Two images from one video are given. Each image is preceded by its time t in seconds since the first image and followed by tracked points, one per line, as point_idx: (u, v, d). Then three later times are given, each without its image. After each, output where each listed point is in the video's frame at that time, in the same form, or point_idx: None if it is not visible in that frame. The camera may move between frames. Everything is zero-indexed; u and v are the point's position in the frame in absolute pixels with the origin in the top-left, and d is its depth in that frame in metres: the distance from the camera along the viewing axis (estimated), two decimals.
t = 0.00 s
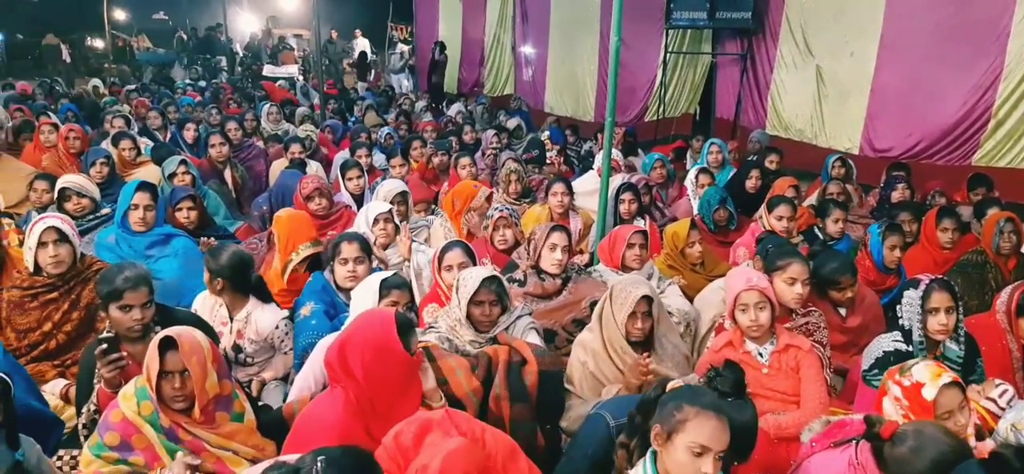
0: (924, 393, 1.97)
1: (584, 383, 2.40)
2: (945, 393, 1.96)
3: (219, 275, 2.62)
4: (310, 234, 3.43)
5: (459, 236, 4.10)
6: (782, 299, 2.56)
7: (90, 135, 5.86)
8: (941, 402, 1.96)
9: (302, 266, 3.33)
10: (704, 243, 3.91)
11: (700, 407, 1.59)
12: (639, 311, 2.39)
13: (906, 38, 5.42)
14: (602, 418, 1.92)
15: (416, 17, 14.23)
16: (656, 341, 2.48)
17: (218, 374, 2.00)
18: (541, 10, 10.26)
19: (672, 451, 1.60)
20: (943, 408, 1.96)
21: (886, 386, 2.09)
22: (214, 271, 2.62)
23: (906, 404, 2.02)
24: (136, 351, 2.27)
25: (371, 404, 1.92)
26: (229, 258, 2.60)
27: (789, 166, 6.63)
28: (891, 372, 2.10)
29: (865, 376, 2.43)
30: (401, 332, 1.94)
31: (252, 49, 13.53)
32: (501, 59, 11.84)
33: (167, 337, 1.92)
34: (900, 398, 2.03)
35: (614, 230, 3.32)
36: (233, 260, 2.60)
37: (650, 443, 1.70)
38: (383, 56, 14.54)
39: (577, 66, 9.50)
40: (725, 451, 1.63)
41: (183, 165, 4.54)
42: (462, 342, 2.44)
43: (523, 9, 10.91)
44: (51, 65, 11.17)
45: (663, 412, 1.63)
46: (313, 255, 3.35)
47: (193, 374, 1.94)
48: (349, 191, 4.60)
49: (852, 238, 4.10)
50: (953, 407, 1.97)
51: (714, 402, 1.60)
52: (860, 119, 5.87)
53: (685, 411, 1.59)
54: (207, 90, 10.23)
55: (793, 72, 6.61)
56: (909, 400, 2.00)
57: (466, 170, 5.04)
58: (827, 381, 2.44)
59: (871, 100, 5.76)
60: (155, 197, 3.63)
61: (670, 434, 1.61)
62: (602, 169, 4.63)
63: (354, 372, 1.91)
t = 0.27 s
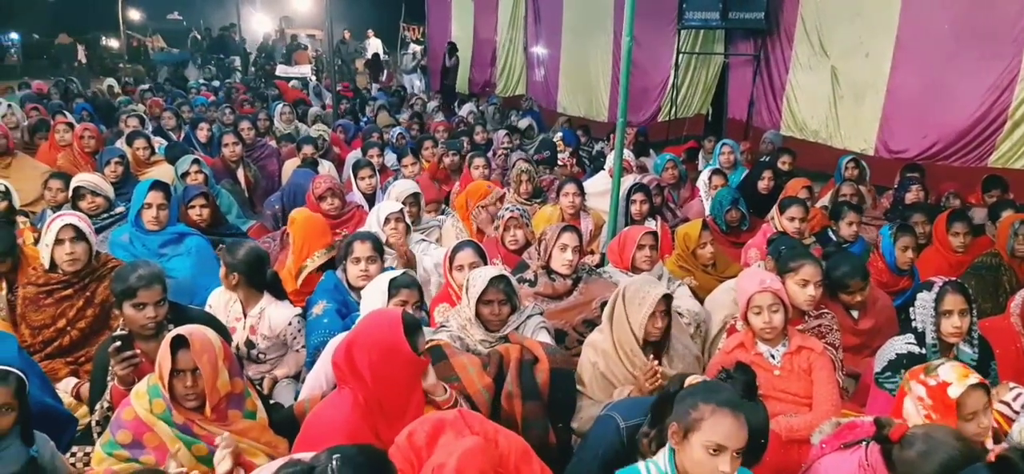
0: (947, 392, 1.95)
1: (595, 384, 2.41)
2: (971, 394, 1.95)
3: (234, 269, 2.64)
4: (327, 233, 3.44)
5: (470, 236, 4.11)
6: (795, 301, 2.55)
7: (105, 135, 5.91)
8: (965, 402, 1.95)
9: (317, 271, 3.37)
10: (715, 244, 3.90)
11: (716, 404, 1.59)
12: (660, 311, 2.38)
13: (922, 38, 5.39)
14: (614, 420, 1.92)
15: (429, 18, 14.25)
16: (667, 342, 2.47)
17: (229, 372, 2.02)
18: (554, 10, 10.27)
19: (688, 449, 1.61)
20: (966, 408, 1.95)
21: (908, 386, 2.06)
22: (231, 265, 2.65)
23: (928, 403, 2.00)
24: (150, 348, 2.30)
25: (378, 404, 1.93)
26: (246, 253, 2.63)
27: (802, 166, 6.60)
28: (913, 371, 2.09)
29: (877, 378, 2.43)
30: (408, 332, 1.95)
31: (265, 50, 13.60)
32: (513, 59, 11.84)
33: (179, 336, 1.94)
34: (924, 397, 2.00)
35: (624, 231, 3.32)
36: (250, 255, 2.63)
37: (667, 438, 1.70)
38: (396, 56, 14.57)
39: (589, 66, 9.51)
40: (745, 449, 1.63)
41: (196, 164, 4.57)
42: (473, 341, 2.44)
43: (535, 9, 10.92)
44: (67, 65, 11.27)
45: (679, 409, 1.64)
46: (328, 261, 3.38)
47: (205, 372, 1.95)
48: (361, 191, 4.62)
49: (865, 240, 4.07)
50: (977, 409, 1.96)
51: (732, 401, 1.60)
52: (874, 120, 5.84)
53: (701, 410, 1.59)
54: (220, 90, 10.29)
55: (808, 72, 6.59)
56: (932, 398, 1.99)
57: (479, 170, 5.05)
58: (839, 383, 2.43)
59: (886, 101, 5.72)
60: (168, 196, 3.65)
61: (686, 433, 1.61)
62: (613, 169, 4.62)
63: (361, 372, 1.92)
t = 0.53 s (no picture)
0: (956, 386, 1.95)
1: (599, 384, 2.41)
2: (979, 390, 1.93)
3: (240, 268, 2.65)
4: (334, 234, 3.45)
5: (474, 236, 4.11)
6: (801, 302, 2.55)
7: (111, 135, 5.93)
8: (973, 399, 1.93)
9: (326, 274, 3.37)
10: (721, 245, 3.90)
11: (711, 407, 1.59)
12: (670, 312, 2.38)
13: (930, 38, 5.37)
14: (618, 419, 1.91)
15: (434, 18, 14.27)
16: (672, 343, 2.48)
17: (235, 372, 2.03)
18: (560, 11, 10.27)
19: (689, 452, 1.61)
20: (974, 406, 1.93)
21: (921, 384, 2.06)
22: (237, 264, 2.65)
23: (938, 399, 1.99)
24: (155, 348, 2.30)
25: (379, 404, 1.93)
26: (251, 252, 2.64)
27: (807, 167, 6.59)
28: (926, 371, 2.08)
29: (883, 378, 2.44)
30: (408, 331, 1.94)
31: (271, 50, 13.63)
32: (518, 59, 11.85)
33: (186, 335, 1.95)
34: (934, 393, 2.00)
35: (629, 230, 3.32)
36: (255, 254, 2.64)
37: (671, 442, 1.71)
38: (401, 56, 14.59)
39: (595, 65, 9.51)
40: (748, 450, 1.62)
41: (202, 164, 4.59)
42: (478, 341, 2.45)
43: (540, 10, 10.93)
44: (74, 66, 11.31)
45: (679, 414, 1.64)
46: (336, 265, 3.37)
47: (211, 371, 1.96)
48: (366, 190, 4.63)
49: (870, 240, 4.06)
50: (987, 405, 1.94)
51: (729, 402, 1.59)
52: (882, 120, 5.82)
53: (697, 414, 1.59)
54: (226, 90, 10.32)
55: (815, 73, 6.58)
56: (943, 394, 1.98)
57: (485, 171, 5.05)
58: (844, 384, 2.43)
59: (894, 102, 5.71)
60: (174, 196, 3.66)
61: (687, 437, 1.61)
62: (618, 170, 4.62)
63: (362, 371, 1.93)
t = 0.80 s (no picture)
0: (967, 385, 1.94)
1: (600, 384, 2.41)
2: (990, 389, 1.92)
3: (241, 269, 2.65)
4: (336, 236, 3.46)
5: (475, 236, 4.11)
6: (803, 302, 2.55)
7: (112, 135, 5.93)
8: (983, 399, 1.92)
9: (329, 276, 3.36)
10: (721, 244, 3.89)
11: (705, 415, 1.59)
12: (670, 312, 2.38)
13: (933, 38, 5.36)
14: (619, 419, 1.91)
15: (435, 18, 14.26)
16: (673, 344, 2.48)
17: (235, 372, 2.04)
18: (561, 10, 10.28)
19: (687, 462, 1.61)
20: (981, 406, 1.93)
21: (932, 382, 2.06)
22: (237, 263, 2.65)
23: (949, 397, 1.99)
24: (156, 347, 2.31)
25: (378, 405, 1.93)
26: (251, 253, 2.64)
27: (808, 166, 6.59)
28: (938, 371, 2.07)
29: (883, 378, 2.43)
30: (407, 332, 1.95)
31: (272, 50, 13.62)
32: (519, 59, 11.84)
33: (186, 335, 1.95)
34: (945, 392, 2.00)
35: (630, 230, 3.32)
36: (255, 254, 2.64)
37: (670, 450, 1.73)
38: (402, 56, 14.58)
39: (597, 65, 9.52)
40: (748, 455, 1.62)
41: (203, 163, 4.59)
42: (479, 341, 2.45)
43: (541, 9, 10.92)
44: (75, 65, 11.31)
45: (677, 422, 1.64)
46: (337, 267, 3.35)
47: (211, 371, 1.96)
48: (367, 190, 4.63)
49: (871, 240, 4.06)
50: (996, 406, 1.93)
51: (724, 409, 1.59)
52: (885, 120, 5.82)
53: (692, 422, 1.60)
54: (227, 90, 10.32)
55: (817, 72, 6.58)
56: (954, 393, 1.97)
57: (485, 171, 5.04)
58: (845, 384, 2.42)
59: (897, 101, 5.71)
60: (174, 196, 3.66)
61: (684, 446, 1.61)
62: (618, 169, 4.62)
63: (361, 371, 1.93)
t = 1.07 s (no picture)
0: (968, 383, 1.95)
1: (604, 384, 2.42)
2: (990, 389, 1.93)
3: (246, 268, 2.69)
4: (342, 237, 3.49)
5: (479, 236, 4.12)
6: (808, 302, 2.56)
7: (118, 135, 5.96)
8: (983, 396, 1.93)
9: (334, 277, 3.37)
10: (725, 245, 3.90)
11: (709, 413, 1.60)
12: (672, 312, 2.39)
13: (938, 39, 5.37)
14: (620, 417, 1.92)
15: (439, 19, 14.28)
16: (677, 344, 2.49)
17: (241, 371, 2.05)
18: (565, 11, 10.29)
19: (691, 457, 1.62)
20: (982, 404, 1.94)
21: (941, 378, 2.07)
22: (242, 262, 2.69)
23: (952, 391, 2.00)
24: (162, 346, 2.33)
25: (385, 404, 1.94)
26: (255, 250, 2.68)
27: (812, 167, 6.60)
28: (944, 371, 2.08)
29: (887, 379, 2.45)
30: (413, 333, 1.96)
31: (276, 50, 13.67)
32: (523, 59, 11.86)
33: (191, 334, 1.97)
34: (949, 387, 2.01)
35: (633, 231, 3.33)
36: (259, 251, 2.69)
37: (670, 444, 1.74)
38: (406, 56, 14.61)
39: (601, 65, 9.53)
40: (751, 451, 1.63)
41: (208, 163, 4.61)
42: (481, 340, 2.47)
43: (545, 10, 10.94)
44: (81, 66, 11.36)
45: (679, 420, 1.66)
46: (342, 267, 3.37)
47: (217, 369, 1.98)
48: (371, 190, 4.64)
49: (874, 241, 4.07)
50: (997, 406, 1.93)
51: (727, 407, 1.60)
52: (891, 121, 5.82)
53: (696, 420, 1.61)
54: (232, 91, 10.35)
55: (822, 73, 6.58)
56: (956, 388, 1.99)
57: (489, 171, 5.06)
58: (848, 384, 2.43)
59: (903, 102, 5.71)
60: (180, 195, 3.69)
61: (688, 442, 1.62)
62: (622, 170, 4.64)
63: (367, 371, 1.95)
